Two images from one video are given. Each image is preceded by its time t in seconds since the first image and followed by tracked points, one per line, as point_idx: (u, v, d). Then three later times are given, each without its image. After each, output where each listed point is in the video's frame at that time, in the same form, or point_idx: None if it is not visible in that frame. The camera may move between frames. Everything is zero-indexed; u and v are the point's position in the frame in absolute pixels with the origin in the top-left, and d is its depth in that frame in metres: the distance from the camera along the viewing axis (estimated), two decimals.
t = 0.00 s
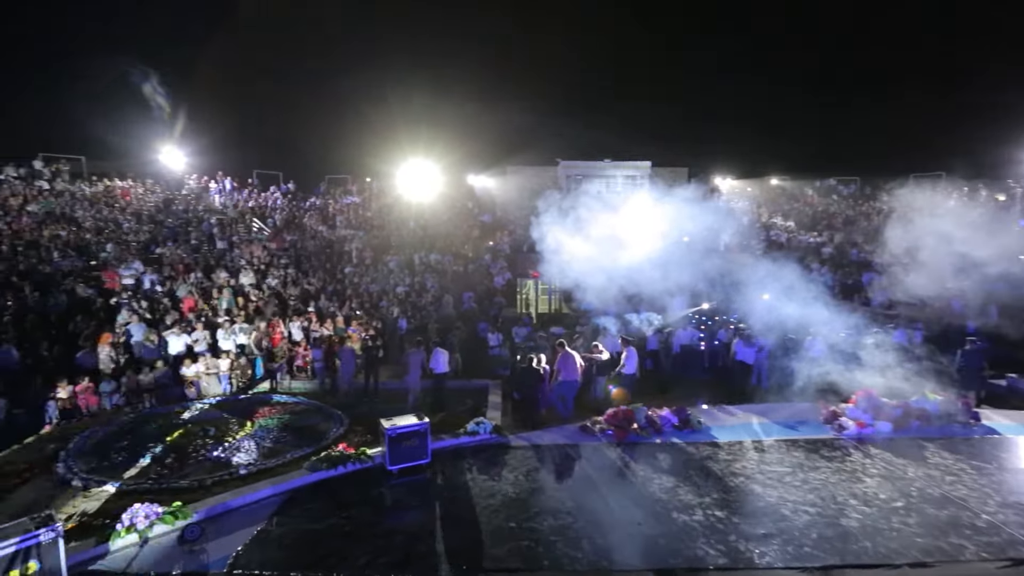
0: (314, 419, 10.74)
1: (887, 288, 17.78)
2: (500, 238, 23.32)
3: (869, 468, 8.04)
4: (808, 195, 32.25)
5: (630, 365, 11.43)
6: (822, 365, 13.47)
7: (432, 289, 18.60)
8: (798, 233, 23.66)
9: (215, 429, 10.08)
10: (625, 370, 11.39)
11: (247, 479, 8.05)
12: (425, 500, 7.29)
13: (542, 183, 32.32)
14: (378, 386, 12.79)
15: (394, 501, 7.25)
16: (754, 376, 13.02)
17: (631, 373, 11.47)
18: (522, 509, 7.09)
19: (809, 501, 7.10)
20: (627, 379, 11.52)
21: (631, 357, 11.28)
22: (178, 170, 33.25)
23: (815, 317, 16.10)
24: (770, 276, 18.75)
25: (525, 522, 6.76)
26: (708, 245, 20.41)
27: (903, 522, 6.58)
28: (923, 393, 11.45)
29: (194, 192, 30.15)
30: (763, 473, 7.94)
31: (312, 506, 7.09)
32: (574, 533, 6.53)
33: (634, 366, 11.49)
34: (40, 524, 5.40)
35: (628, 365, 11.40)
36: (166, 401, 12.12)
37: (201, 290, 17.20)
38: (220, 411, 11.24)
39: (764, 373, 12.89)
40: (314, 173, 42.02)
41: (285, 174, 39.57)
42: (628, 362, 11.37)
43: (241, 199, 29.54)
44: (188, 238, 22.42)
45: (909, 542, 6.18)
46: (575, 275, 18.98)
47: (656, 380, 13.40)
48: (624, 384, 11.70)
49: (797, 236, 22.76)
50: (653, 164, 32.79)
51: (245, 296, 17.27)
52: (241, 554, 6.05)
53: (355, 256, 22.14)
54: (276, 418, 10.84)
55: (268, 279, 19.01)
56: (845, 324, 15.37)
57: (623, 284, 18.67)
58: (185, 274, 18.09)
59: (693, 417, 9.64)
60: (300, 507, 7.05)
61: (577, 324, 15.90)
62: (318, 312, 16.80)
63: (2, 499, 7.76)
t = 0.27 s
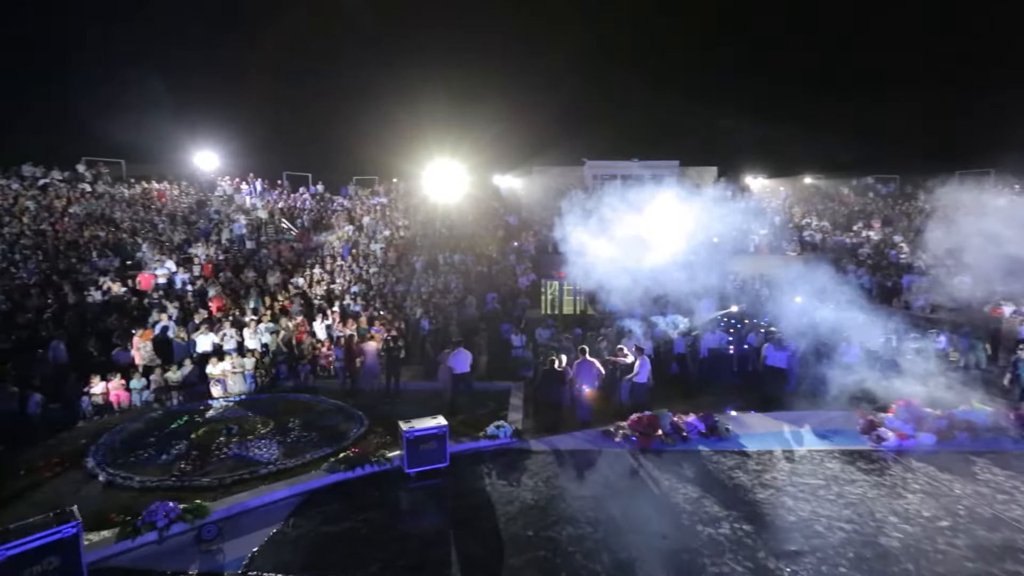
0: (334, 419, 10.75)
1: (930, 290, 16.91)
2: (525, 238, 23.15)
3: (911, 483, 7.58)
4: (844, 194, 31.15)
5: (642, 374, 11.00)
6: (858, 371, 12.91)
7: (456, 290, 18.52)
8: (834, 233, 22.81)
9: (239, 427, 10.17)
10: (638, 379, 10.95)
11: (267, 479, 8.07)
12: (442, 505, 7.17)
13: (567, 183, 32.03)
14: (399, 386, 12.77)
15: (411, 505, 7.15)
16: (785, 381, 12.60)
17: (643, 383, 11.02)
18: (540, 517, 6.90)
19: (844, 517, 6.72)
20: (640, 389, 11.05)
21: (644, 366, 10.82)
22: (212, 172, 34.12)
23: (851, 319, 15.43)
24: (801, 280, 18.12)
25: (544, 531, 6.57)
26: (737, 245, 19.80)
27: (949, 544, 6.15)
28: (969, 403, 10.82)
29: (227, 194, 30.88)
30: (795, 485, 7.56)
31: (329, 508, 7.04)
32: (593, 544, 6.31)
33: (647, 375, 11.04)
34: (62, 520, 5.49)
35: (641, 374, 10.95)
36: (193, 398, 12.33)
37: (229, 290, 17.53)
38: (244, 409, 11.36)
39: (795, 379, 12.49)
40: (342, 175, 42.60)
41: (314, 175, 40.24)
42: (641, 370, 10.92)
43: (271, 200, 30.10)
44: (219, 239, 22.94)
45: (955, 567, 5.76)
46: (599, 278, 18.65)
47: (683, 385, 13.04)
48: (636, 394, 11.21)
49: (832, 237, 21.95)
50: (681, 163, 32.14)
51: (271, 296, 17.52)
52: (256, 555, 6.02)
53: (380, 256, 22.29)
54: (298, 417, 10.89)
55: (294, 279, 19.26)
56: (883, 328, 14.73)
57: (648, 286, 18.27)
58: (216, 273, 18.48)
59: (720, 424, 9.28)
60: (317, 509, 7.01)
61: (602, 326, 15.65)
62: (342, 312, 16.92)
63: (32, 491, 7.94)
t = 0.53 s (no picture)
0: (351, 419, 10.76)
1: (968, 293, 16.02)
2: (545, 239, 22.97)
3: (948, 498, 7.19)
4: (875, 192, 30.19)
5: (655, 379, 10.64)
6: (889, 378, 12.43)
7: (475, 290, 18.42)
8: (864, 234, 22.09)
9: (257, 426, 10.24)
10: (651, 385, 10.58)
11: (281, 480, 8.07)
12: (456, 509, 7.06)
13: (588, 183, 31.75)
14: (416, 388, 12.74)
15: (424, 509, 7.06)
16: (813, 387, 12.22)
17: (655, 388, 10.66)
18: (556, 524, 6.74)
19: (875, 532, 6.40)
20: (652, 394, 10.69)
21: (656, 371, 10.44)
22: (238, 174, 34.78)
23: (881, 326, 14.94)
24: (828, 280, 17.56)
25: (559, 539, 6.42)
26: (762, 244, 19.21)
27: (989, 566, 5.80)
28: (1010, 414, 10.30)
29: (252, 196, 31.44)
30: (822, 497, 7.25)
31: (341, 512, 6.99)
32: (610, 554, 6.13)
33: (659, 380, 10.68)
34: (78, 518, 5.54)
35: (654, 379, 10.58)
36: (214, 396, 12.50)
37: (252, 289, 17.75)
38: (263, 408, 11.45)
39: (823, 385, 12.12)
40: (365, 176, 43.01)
41: (337, 176, 40.69)
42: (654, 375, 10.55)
43: (294, 201, 30.52)
44: (243, 240, 23.32)
45: None
46: (619, 279, 18.35)
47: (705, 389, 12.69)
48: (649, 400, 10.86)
49: (862, 237, 21.26)
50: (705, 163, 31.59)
51: (292, 296, 17.70)
52: (267, 558, 6.00)
53: (400, 256, 22.36)
54: (315, 417, 10.93)
55: (316, 278, 19.43)
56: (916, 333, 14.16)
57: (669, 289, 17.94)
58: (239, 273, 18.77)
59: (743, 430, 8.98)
60: (329, 512, 6.97)
61: (622, 328, 15.41)
62: (362, 312, 16.98)
63: (56, 486, 8.10)
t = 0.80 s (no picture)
0: (370, 420, 10.75)
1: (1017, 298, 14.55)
2: (568, 240, 22.75)
3: (995, 518, 6.74)
4: (914, 190, 28.97)
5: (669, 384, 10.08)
6: (928, 388, 11.86)
7: (497, 292, 18.31)
8: (902, 234, 21.19)
9: (278, 425, 10.31)
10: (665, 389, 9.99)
11: (299, 481, 8.08)
12: (472, 515, 6.94)
13: (613, 183, 31.34)
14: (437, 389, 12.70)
15: (439, 515, 6.95)
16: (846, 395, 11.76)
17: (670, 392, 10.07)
18: (574, 534, 6.54)
19: (915, 554, 6.02)
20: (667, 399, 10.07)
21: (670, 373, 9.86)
22: (267, 175, 35.44)
23: (919, 330, 14.23)
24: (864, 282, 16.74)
25: (577, 551, 6.22)
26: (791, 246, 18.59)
27: None
28: None
29: (280, 197, 32.00)
30: (857, 512, 6.87)
31: (357, 514, 6.94)
32: (629, 568, 5.90)
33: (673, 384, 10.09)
34: (96, 515, 5.58)
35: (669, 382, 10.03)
36: (237, 394, 12.64)
37: (277, 289, 18.00)
38: (285, 408, 11.55)
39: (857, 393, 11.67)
40: (390, 176, 43.37)
41: (363, 177, 41.14)
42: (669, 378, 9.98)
43: (320, 202, 30.91)
44: (270, 241, 23.71)
45: None
46: (643, 282, 17.95)
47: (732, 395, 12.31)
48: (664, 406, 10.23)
49: (900, 237, 20.40)
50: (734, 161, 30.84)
51: (316, 296, 17.87)
52: (281, 561, 5.97)
53: (423, 257, 22.40)
54: (335, 418, 10.96)
55: (340, 279, 19.60)
56: (958, 340, 13.48)
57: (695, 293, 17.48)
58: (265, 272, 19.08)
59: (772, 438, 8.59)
60: (345, 515, 6.92)
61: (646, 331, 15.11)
62: (384, 313, 17.03)
63: (82, 482, 8.26)
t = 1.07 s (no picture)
0: (389, 422, 10.72)
1: None
2: (592, 240, 22.44)
3: None
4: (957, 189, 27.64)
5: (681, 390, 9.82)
6: (972, 398, 11.23)
7: (519, 293, 18.11)
8: (944, 235, 20.22)
9: (297, 425, 10.35)
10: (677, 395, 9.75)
11: (316, 482, 8.06)
12: (487, 522, 6.78)
13: (639, 182, 30.82)
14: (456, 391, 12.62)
15: (454, 521, 6.81)
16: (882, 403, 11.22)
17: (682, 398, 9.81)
18: (591, 545, 6.32)
19: None
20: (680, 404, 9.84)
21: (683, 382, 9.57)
22: (294, 177, 35.98)
23: (964, 334, 13.43)
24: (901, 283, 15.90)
25: (594, 563, 6.00)
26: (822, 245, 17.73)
27: None
28: None
29: (306, 198, 32.45)
30: (895, 530, 6.48)
31: (371, 518, 6.86)
32: None
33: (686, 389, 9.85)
34: (112, 514, 5.60)
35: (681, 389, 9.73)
36: (260, 392, 12.76)
37: (301, 290, 18.18)
38: (306, 408, 11.61)
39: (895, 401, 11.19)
40: (415, 177, 43.59)
41: (388, 178, 41.45)
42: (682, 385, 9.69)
43: (345, 203, 31.21)
44: (296, 241, 24.02)
45: None
46: (667, 284, 17.53)
47: (760, 402, 11.88)
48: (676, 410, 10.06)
49: (941, 238, 19.46)
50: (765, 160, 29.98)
51: (339, 296, 17.98)
52: (293, 564, 5.91)
53: (446, 257, 22.38)
54: (355, 419, 10.96)
55: (363, 279, 19.70)
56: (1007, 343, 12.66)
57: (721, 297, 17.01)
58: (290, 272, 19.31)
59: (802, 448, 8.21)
60: (359, 519, 6.85)
61: (671, 334, 14.73)
62: (406, 313, 17.02)
63: (106, 478, 8.38)
